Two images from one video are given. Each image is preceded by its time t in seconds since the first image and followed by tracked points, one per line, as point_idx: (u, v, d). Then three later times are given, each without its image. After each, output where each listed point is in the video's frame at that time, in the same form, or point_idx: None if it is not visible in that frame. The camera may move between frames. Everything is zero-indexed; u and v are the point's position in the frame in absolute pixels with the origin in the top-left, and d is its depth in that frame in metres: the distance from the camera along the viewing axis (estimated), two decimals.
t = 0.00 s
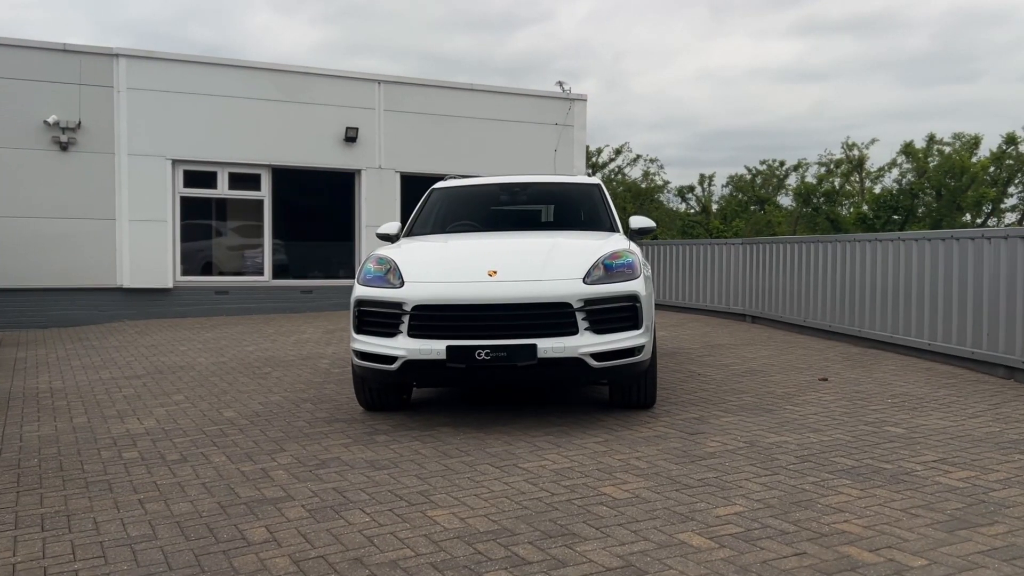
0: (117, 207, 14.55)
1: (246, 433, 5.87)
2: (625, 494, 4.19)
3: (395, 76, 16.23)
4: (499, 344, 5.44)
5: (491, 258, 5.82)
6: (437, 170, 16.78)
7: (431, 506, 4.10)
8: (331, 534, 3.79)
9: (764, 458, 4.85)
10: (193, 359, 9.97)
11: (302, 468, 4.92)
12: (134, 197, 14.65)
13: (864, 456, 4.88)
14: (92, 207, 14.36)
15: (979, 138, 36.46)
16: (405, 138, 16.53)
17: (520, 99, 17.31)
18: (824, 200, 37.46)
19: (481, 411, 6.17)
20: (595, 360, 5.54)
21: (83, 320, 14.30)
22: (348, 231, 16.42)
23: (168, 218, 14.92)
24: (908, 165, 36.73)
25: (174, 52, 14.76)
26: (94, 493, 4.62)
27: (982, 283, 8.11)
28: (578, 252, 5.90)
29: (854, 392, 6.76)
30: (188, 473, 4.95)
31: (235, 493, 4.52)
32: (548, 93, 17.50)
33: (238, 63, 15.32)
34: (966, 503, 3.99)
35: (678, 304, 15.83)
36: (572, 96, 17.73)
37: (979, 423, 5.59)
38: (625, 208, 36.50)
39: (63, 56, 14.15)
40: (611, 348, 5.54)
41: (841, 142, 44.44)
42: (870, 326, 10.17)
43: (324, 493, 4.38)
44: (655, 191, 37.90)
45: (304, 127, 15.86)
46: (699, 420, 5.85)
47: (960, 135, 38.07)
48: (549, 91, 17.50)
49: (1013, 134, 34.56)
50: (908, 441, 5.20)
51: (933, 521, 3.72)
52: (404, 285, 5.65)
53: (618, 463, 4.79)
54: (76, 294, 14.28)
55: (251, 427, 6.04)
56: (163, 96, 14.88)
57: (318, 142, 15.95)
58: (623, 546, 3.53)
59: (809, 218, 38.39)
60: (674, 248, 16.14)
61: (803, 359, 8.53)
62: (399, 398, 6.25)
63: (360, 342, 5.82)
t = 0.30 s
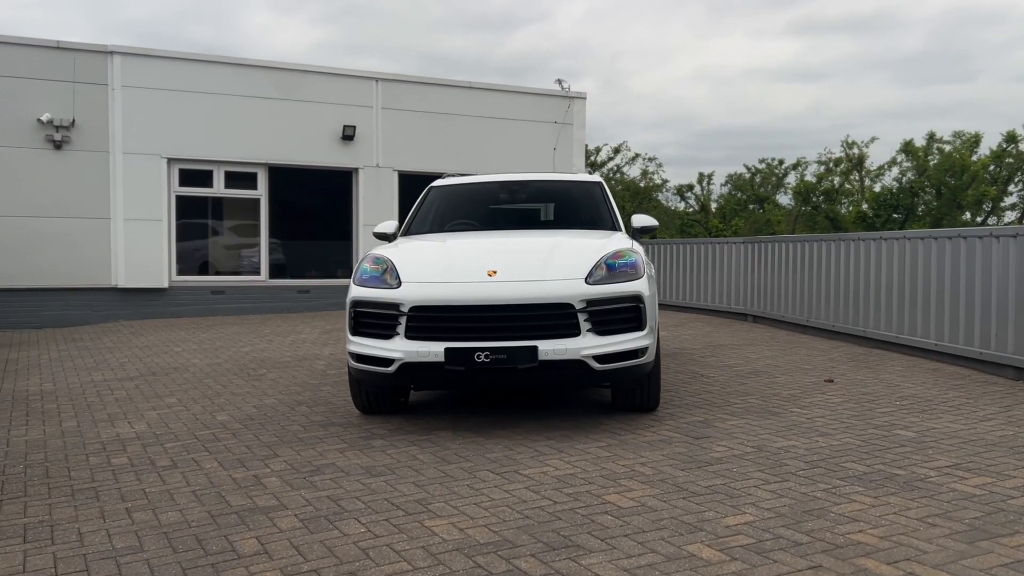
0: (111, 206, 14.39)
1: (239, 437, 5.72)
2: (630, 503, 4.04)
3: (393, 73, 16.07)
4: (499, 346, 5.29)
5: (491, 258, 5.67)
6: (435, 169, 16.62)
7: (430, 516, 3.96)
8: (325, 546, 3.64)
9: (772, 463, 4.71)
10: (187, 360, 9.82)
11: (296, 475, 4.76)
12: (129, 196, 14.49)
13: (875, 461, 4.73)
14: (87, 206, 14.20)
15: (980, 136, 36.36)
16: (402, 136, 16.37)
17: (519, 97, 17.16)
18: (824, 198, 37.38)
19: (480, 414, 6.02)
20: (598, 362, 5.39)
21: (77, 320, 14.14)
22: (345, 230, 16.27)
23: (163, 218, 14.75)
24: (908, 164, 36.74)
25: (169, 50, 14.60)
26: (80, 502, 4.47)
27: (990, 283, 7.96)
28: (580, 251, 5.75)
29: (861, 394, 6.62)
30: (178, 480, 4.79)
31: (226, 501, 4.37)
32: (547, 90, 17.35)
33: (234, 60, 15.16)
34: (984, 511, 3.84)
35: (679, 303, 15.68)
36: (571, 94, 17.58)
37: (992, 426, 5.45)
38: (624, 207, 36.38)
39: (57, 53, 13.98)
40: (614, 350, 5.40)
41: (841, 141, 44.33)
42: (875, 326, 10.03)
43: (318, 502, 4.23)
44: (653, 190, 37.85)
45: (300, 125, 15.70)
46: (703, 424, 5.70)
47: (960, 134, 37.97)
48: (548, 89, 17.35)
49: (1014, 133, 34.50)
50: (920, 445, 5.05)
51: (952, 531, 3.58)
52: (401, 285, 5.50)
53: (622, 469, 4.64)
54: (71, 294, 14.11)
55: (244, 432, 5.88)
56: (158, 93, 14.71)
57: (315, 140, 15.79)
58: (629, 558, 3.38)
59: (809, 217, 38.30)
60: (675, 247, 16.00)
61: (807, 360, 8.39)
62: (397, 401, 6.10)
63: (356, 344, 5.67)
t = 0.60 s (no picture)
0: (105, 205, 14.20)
1: (232, 442, 5.54)
2: (639, 513, 3.87)
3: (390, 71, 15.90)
4: (500, 349, 5.12)
5: (492, 257, 5.50)
6: (432, 167, 16.44)
7: (430, 526, 3.79)
8: (320, 560, 3.47)
9: (784, 471, 4.55)
10: (180, 361, 9.64)
11: (290, 482, 4.59)
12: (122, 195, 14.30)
13: (890, 468, 4.57)
14: (80, 205, 14.00)
15: (979, 136, 36.26)
16: (399, 135, 16.20)
17: (517, 96, 16.99)
18: (822, 198, 37.30)
19: (479, 418, 5.85)
20: (602, 365, 5.23)
21: (69, 320, 13.93)
22: (341, 229, 16.09)
23: (157, 217, 14.56)
24: (907, 163, 36.75)
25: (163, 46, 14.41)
26: (65, 511, 4.29)
27: (1000, 284, 7.79)
28: (583, 251, 5.58)
29: (870, 398, 6.46)
30: (168, 488, 4.62)
31: (217, 510, 4.19)
32: (546, 89, 17.18)
33: (229, 57, 14.97)
34: (1009, 523, 3.68)
35: (678, 304, 15.51)
36: (570, 92, 17.41)
37: (1008, 432, 5.29)
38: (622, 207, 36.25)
39: (50, 49, 13.78)
40: (619, 353, 5.23)
41: (839, 141, 44.22)
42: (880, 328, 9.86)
43: (313, 512, 4.06)
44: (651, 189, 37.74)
45: (296, 123, 15.51)
46: (710, 428, 5.54)
47: (960, 134, 37.85)
48: (547, 88, 17.18)
49: (1013, 132, 34.41)
50: (936, 452, 4.89)
51: (977, 545, 3.42)
52: (399, 285, 5.34)
53: (628, 477, 4.48)
54: (63, 293, 13.91)
55: (237, 436, 5.71)
56: (152, 91, 14.52)
57: (311, 138, 15.61)
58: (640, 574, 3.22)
59: (807, 217, 38.18)
60: (674, 247, 15.83)
61: (812, 362, 8.22)
62: (395, 405, 5.93)
63: (352, 346, 5.50)
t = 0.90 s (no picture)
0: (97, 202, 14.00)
1: (225, 448, 5.36)
2: (649, 526, 3.71)
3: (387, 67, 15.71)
4: (502, 353, 4.94)
5: (493, 258, 5.32)
6: (429, 165, 16.26)
7: (432, 540, 3.62)
8: None
9: (798, 480, 4.39)
10: (173, 362, 9.46)
11: (285, 491, 4.42)
12: (116, 192, 14.10)
13: (907, 478, 4.41)
14: (72, 202, 13.79)
15: (979, 135, 36.19)
16: (396, 132, 16.02)
17: (515, 94, 16.81)
18: (821, 197, 37.30)
19: (480, 423, 5.68)
20: (607, 369, 5.06)
21: (61, 319, 13.72)
22: (337, 227, 15.90)
23: (151, 215, 14.37)
24: (908, 163, 36.71)
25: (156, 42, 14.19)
26: (50, 521, 4.11)
27: (1010, 285, 7.63)
28: (588, 252, 5.42)
29: (880, 402, 6.30)
30: (158, 497, 4.44)
31: (208, 522, 4.01)
32: (544, 86, 17.01)
33: (223, 54, 14.76)
34: None
35: (677, 304, 15.36)
36: (568, 90, 17.23)
37: None
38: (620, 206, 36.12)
39: (42, 45, 13.55)
40: (625, 357, 5.07)
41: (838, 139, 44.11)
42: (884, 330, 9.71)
43: (308, 524, 3.88)
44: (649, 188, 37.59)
45: (292, 120, 15.32)
46: (718, 434, 5.38)
47: (959, 133, 37.74)
48: (545, 85, 17.01)
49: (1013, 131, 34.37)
50: (952, 460, 4.74)
51: (1006, 562, 3.27)
52: (398, 286, 5.16)
53: (637, 486, 4.31)
54: (54, 292, 13.70)
55: (230, 441, 5.53)
56: (146, 87, 14.31)
57: (307, 136, 15.42)
58: None
59: (806, 216, 38.09)
60: (674, 246, 15.67)
61: (818, 364, 8.07)
62: (392, 409, 5.76)
63: (349, 350, 5.33)
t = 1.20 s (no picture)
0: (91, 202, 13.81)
1: (216, 456, 5.18)
2: (659, 541, 3.53)
3: (385, 65, 15.53)
4: (503, 357, 4.76)
5: (494, 259, 5.14)
6: (427, 164, 16.08)
7: (431, 556, 3.44)
8: None
9: (812, 491, 4.21)
10: (167, 364, 9.27)
11: (277, 502, 4.23)
12: (110, 191, 13.91)
13: (926, 488, 4.23)
14: (65, 202, 13.60)
15: (984, 135, 35.95)
16: (394, 131, 15.83)
17: (515, 92, 16.63)
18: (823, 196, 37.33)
19: (480, 429, 5.50)
20: (612, 374, 4.88)
21: (54, 321, 13.53)
22: (335, 227, 15.72)
23: (145, 214, 14.18)
24: (911, 162, 36.63)
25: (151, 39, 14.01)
26: (30, 534, 3.92)
27: None
28: (591, 252, 5.24)
29: (893, 407, 6.12)
30: (145, 508, 4.25)
31: (196, 535, 3.83)
32: (544, 85, 16.82)
33: (219, 51, 14.58)
34: None
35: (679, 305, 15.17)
36: (568, 88, 17.05)
37: None
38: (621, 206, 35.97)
39: (35, 42, 13.36)
40: (631, 361, 4.88)
41: (840, 139, 43.91)
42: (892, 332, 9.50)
43: (301, 538, 3.70)
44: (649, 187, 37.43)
45: (288, 118, 15.13)
46: (726, 442, 5.20)
47: (964, 131, 37.45)
48: (545, 83, 16.82)
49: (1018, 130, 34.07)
50: (972, 469, 4.56)
51: None
52: (396, 288, 4.98)
53: (644, 497, 4.13)
54: (48, 293, 13.51)
55: (222, 449, 5.34)
56: (140, 85, 14.13)
57: (304, 134, 15.23)
58: None
59: (808, 216, 37.88)
60: (675, 246, 15.48)
61: (826, 367, 7.89)
62: (390, 414, 5.59)
63: (345, 354, 5.14)
